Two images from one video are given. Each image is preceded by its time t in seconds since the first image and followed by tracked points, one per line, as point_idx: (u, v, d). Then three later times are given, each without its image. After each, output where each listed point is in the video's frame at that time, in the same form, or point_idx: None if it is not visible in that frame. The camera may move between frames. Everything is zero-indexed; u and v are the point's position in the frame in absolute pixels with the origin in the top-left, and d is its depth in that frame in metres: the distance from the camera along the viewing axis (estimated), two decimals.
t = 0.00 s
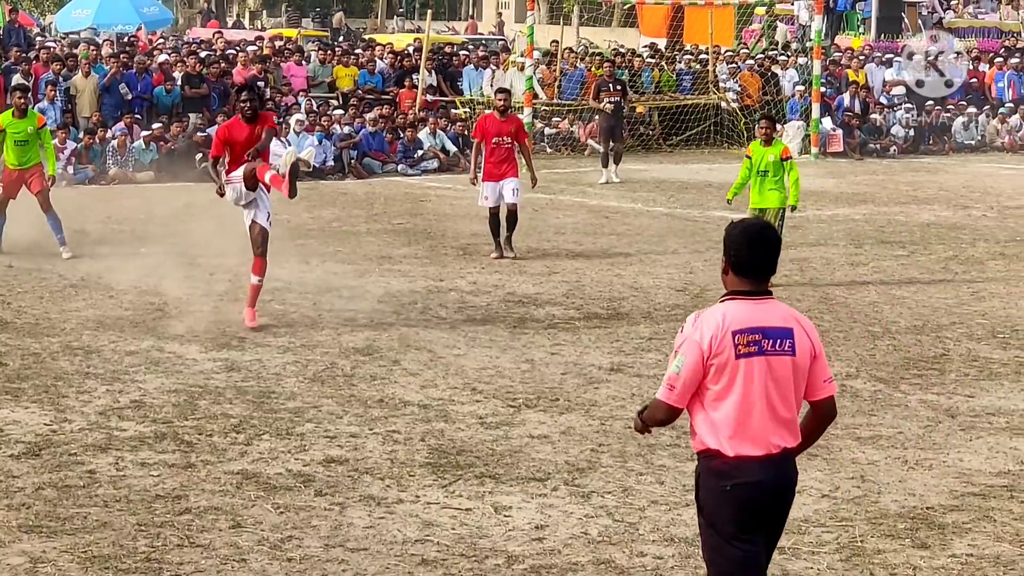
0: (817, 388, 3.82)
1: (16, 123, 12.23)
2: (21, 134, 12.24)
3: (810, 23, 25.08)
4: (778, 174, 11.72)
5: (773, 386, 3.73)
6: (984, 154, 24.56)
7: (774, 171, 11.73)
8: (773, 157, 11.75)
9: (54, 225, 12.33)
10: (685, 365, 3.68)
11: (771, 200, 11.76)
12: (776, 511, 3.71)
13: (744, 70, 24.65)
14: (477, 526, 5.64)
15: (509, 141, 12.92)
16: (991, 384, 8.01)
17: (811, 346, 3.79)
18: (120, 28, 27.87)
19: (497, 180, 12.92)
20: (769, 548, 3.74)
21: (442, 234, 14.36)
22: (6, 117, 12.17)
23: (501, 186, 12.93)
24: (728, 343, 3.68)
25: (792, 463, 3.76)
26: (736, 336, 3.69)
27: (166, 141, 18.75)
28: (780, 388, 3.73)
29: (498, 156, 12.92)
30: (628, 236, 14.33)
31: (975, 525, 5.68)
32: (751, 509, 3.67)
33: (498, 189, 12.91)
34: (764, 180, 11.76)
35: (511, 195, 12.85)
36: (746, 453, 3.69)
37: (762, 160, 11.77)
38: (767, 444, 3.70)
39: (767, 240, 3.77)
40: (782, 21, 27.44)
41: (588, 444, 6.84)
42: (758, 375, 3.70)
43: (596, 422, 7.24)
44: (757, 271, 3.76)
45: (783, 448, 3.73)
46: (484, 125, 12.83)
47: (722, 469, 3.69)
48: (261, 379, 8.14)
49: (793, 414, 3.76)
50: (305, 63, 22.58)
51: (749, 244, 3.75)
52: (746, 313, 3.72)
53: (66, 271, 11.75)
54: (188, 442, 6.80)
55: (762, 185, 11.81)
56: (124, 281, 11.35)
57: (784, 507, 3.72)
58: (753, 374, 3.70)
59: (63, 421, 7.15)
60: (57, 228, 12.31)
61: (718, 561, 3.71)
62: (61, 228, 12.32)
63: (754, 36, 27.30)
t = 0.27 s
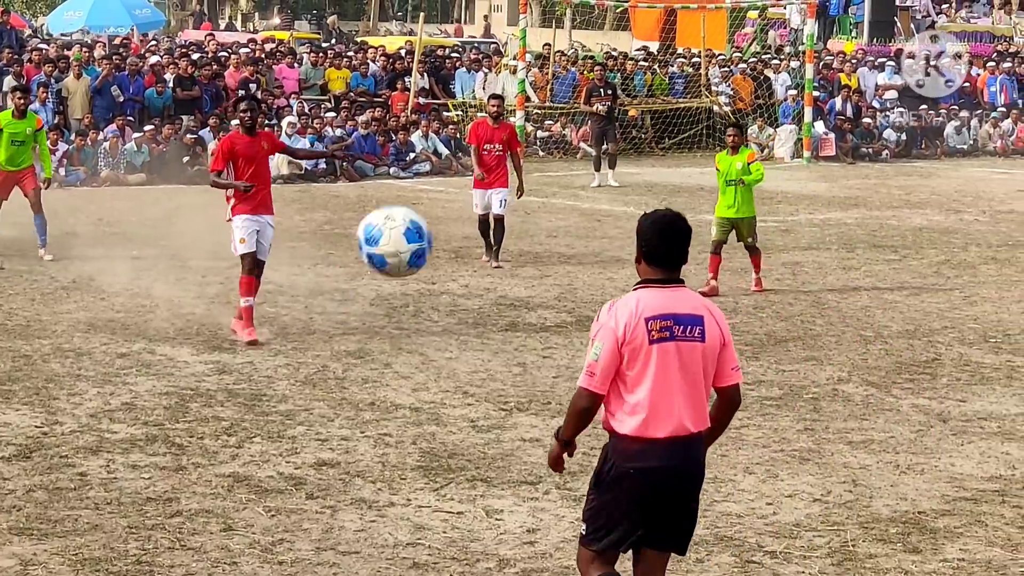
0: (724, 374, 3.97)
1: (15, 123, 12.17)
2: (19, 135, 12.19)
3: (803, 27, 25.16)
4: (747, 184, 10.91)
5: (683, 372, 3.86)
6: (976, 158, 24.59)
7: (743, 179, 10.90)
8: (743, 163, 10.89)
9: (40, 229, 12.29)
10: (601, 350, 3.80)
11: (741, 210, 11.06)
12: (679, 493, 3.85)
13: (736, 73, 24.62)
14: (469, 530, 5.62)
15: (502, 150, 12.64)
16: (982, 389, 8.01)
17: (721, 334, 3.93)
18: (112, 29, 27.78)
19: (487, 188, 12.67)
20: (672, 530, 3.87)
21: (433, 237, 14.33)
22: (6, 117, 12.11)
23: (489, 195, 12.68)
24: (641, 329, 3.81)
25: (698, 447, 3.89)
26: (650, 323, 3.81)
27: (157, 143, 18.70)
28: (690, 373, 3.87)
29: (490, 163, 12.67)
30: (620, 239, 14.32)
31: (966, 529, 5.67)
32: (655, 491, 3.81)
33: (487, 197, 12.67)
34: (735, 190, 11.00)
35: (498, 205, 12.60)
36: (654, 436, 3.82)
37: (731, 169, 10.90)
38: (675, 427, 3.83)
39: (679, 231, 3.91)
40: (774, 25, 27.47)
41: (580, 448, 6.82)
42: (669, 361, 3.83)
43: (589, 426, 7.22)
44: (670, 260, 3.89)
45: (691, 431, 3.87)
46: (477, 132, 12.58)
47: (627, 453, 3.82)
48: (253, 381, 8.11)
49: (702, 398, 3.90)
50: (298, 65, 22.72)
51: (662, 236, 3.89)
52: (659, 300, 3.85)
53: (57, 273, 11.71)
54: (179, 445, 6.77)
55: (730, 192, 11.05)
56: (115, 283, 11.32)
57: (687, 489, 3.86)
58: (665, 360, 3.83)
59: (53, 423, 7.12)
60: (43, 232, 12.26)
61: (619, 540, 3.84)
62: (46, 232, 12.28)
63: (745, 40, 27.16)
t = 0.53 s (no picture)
0: (643, 373, 4.00)
1: (35, 125, 12.12)
2: (37, 137, 12.15)
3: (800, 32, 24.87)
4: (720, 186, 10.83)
5: (597, 366, 3.89)
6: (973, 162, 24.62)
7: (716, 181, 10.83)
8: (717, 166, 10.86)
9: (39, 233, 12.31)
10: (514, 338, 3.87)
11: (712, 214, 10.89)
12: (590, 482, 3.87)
13: (734, 77, 24.63)
14: (467, 534, 5.61)
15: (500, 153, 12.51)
16: (980, 393, 8.00)
17: (639, 332, 3.96)
18: (110, 33, 27.82)
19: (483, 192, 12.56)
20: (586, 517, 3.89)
21: (431, 241, 14.33)
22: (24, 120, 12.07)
23: (486, 199, 12.58)
24: (555, 322, 3.87)
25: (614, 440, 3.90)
26: (565, 317, 3.87)
27: (155, 146, 18.72)
28: (606, 368, 3.89)
29: (487, 167, 12.57)
30: (618, 243, 14.31)
31: (965, 534, 5.67)
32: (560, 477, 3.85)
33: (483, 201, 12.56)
34: (706, 191, 10.87)
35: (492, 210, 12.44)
36: (561, 427, 3.86)
37: (704, 170, 10.88)
38: (585, 419, 3.86)
39: (601, 233, 3.96)
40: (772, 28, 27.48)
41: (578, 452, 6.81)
42: (582, 354, 3.87)
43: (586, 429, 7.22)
44: (590, 260, 3.95)
45: (604, 426, 3.88)
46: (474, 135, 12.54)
47: (538, 440, 3.88)
48: (250, 385, 8.10)
49: (619, 395, 3.92)
50: (295, 70, 22.57)
51: (584, 234, 3.95)
52: (576, 296, 3.90)
53: (55, 277, 11.70)
54: (177, 449, 6.76)
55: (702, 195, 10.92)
56: (112, 286, 11.31)
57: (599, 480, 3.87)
58: (578, 353, 3.87)
59: (52, 426, 7.11)
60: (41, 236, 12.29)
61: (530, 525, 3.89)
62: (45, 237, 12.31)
63: (743, 43, 27.05)
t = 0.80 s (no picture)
0: (582, 350, 4.20)
1: (60, 126, 12.11)
2: (62, 138, 12.14)
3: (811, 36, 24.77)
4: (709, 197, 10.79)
5: (536, 347, 4.12)
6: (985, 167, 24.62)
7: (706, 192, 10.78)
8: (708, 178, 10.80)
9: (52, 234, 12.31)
10: (456, 321, 4.11)
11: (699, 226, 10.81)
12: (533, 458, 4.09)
13: (745, 81, 24.54)
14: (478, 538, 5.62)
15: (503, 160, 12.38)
16: (991, 398, 7.99)
17: (576, 312, 4.18)
18: (122, 35, 27.99)
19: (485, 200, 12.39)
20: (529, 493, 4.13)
21: (443, 245, 14.34)
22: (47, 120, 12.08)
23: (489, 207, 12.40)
24: (492, 304, 4.10)
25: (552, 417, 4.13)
26: (502, 300, 4.09)
27: (167, 150, 18.79)
28: (543, 348, 4.12)
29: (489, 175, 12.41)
30: (629, 247, 14.32)
31: (977, 539, 5.66)
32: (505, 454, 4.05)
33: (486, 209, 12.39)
34: (696, 204, 10.84)
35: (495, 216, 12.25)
36: (503, 404, 4.08)
37: (694, 181, 10.81)
38: (526, 396, 4.08)
39: (537, 219, 4.17)
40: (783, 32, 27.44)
41: (590, 455, 6.82)
42: (520, 335, 4.10)
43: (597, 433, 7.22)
44: (529, 245, 4.17)
45: (543, 403, 4.10)
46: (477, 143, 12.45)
47: (481, 416, 4.09)
48: (262, 389, 8.12)
49: (557, 372, 4.14)
50: (306, 73, 22.56)
51: (522, 219, 4.16)
52: (513, 279, 4.12)
53: (67, 280, 11.74)
54: (189, 452, 6.78)
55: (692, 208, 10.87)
56: (124, 290, 11.34)
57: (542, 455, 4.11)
58: (515, 333, 4.10)
59: (64, 429, 7.13)
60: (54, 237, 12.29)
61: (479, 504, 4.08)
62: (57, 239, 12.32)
63: (755, 48, 26.93)
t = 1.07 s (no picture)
0: (534, 355, 4.30)
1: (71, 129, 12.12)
2: (74, 141, 12.15)
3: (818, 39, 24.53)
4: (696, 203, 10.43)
5: (493, 351, 4.20)
6: (991, 171, 24.67)
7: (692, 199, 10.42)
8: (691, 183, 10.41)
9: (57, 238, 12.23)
10: (414, 325, 4.20)
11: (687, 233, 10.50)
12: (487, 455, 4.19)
13: (751, 85, 24.60)
14: (483, 542, 5.63)
15: (500, 165, 12.33)
16: (996, 403, 7.98)
17: (530, 318, 4.27)
18: (127, 39, 28.23)
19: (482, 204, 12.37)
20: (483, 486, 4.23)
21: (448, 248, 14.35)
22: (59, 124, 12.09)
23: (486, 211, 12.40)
24: (450, 309, 4.19)
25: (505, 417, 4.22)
26: (460, 304, 4.19)
27: (172, 153, 18.82)
28: (498, 352, 4.21)
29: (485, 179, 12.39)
30: (634, 251, 14.33)
31: (983, 543, 5.66)
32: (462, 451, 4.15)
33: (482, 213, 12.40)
34: (681, 211, 10.48)
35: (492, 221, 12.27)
36: (460, 406, 4.16)
37: (678, 189, 10.41)
38: (482, 398, 4.16)
39: (494, 227, 4.25)
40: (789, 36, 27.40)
41: (595, 459, 6.82)
42: (476, 339, 4.19)
43: (603, 438, 7.23)
44: (485, 252, 4.25)
45: (498, 405, 4.19)
46: (474, 148, 12.39)
47: (438, 418, 4.17)
48: (267, 392, 8.12)
49: (511, 375, 4.23)
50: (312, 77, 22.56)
51: (479, 227, 4.24)
52: (471, 284, 4.22)
53: (72, 283, 11.76)
54: (194, 455, 6.79)
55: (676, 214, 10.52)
56: (129, 293, 11.36)
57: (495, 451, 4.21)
58: (472, 337, 4.19)
59: (68, 433, 7.15)
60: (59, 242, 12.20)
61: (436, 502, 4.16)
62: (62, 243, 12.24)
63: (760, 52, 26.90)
